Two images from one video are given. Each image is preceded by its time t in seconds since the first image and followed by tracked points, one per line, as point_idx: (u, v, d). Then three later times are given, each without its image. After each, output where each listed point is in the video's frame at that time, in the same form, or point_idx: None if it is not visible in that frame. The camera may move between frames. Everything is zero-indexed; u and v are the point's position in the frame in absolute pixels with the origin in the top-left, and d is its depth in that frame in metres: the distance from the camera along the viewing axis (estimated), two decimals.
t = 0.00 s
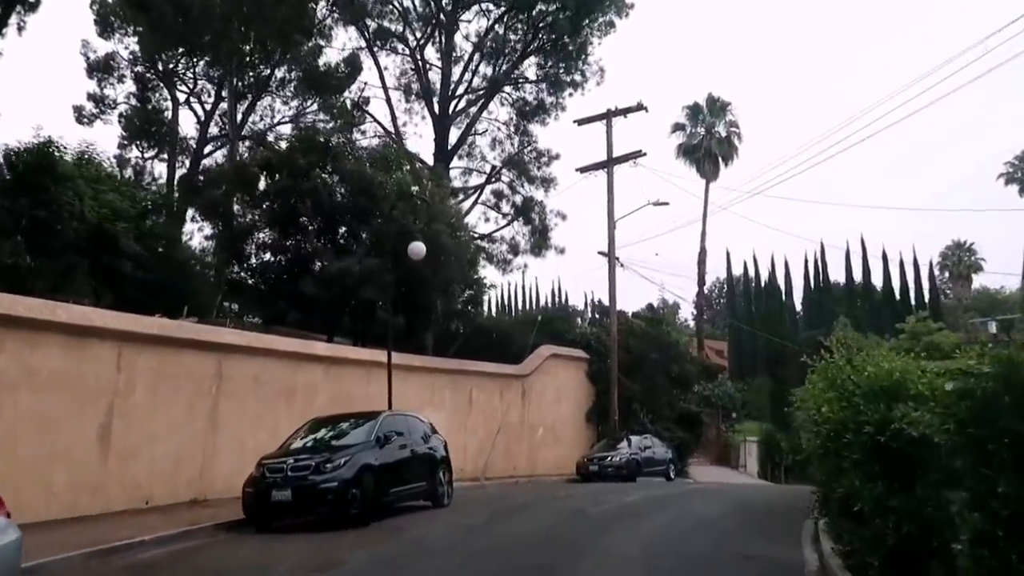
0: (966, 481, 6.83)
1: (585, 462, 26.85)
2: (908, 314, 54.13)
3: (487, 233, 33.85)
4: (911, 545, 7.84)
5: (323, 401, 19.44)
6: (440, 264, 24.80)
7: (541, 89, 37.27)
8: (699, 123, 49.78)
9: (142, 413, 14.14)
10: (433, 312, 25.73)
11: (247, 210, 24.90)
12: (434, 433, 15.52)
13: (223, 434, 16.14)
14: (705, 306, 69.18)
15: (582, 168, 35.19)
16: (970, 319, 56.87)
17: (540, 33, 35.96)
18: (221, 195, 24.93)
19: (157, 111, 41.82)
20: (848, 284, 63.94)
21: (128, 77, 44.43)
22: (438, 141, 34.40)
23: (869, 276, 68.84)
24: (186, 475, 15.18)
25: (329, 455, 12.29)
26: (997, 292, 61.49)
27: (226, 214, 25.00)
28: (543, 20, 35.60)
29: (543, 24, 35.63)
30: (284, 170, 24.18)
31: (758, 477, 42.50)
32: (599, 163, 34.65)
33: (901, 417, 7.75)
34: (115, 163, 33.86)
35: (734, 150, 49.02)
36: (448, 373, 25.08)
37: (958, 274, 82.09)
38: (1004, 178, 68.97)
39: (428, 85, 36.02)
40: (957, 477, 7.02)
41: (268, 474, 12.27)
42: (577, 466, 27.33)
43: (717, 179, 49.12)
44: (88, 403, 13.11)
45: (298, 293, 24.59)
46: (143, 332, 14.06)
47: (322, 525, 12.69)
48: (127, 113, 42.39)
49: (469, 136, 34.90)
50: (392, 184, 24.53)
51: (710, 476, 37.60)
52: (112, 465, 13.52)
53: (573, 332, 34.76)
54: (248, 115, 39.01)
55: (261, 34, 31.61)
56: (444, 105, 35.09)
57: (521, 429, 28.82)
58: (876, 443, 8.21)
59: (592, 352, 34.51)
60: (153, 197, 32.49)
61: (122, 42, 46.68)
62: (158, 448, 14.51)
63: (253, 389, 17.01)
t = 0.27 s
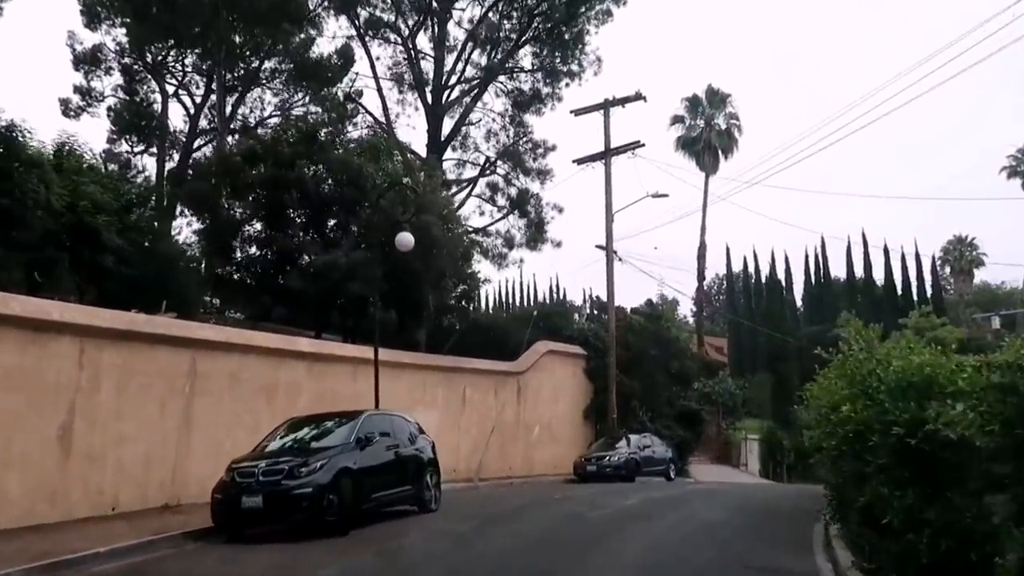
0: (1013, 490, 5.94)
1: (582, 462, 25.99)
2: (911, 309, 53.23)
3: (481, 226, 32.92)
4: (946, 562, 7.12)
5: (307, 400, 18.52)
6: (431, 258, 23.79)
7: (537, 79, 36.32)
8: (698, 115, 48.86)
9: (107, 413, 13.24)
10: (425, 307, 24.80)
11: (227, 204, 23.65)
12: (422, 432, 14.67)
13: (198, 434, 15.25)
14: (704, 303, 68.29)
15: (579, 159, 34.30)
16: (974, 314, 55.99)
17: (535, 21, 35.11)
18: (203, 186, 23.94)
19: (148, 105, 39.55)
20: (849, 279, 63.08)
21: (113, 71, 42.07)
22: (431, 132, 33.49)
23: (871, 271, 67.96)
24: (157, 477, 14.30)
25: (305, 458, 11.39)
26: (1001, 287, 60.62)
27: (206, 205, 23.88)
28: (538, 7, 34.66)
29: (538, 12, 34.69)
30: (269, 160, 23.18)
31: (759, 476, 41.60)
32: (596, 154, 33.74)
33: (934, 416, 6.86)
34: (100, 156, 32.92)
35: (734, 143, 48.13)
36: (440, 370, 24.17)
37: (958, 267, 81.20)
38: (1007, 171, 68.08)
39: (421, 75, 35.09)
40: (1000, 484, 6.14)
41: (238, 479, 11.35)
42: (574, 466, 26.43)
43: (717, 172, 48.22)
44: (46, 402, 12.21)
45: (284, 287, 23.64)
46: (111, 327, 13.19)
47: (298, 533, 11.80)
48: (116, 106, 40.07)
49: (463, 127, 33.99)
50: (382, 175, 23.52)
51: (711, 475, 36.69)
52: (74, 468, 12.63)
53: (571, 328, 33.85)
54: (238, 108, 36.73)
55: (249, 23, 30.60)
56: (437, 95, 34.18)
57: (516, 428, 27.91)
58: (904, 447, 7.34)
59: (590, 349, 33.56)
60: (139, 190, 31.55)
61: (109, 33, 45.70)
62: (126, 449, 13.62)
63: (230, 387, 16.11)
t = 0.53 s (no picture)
0: None
1: (579, 467, 25.13)
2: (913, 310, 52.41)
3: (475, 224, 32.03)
4: None
5: (289, 402, 17.63)
6: (422, 254, 22.79)
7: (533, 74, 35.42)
8: (698, 112, 48.02)
9: (67, 415, 12.38)
10: (415, 306, 23.88)
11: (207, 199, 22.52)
12: (407, 437, 13.78)
13: (169, 438, 14.37)
14: (704, 304, 67.42)
15: (576, 156, 33.44)
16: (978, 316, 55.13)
17: (530, 14, 34.27)
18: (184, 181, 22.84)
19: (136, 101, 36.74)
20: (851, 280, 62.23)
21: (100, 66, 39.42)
22: (424, 128, 32.62)
23: (872, 272, 67.12)
24: (124, 484, 13.44)
25: (276, 466, 10.49)
26: (1004, 288, 59.78)
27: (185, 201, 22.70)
28: None
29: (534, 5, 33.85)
30: (252, 152, 22.19)
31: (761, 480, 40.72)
32: (594, 151, 32.88)
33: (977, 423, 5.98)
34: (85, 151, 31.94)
35: (735, 141, 47.28)
36: (431, 372, 23.27)
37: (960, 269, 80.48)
38: (1009, 171, 67.31)
39: (415, 69, 34.22)
40: None
41: (203, 489, 10.46)
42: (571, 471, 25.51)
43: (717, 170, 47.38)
44: None
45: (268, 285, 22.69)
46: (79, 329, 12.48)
47: (270, 547, 10.91)
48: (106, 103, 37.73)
49: (457, 122, 33.14)
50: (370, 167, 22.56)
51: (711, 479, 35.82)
52: (28, 475, 11.75)
53: (568, 328, 32.94)
54: (227, 104, 34.28)
55: (238, 15, 29.64)
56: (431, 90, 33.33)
57: (511, 431, 27.00)
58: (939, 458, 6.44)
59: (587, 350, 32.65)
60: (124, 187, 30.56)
61: (98, 28, 44.79)
62: (88, 455, 12.75)
63: (205, 389, 15.22)
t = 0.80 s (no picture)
0: None
1: (575, 468, 24.24)
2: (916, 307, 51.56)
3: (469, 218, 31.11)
4: None
5: (268, 402, 16.74)
6: (412, 247, 21.89)
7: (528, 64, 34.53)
8: (697, 106, 47.16)
9: (19, 417, 11.54)
10: (404, 302, 22.92)
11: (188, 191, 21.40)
12: (389, 439, 12.91)
13: (136, 441, 13.51)
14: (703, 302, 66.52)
15: (573, 148, 32.58)
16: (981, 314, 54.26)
17: (525, 3, 33.42)
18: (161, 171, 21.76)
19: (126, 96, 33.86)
20: (852, 277, 61.39)
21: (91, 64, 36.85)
22: (417, 120, 31.73)
23: (874, 269, 66.26)
24: (85, 491, 12.58)
25: (241, 471, 9.62)
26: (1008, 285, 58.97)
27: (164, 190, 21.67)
28: None
29: None
30: (234, 140, 21.17)
31: (762, 480, 39.84)
32: (591, 143, 32.02)
33: None
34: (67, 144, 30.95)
35: (735, 135, 46.41)
36: (421, 369, 22.36)
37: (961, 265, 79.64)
38: (1012, 168, 66.48)
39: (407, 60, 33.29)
40: None
41: (159, 498, 9.57)
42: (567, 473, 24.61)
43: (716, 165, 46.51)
44: None
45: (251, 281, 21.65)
46: (52, 325, 11.88)
47: (234, 559, 10.02)
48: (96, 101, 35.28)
49: (450, 113, 32.25)
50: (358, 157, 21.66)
51: (711, 480, 34.94)
52: None
53: (565, 325, 32.05)
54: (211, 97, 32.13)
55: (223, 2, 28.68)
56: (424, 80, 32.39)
57: (505, 431, 26.10)
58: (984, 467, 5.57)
59: (584, 347, 31.73)
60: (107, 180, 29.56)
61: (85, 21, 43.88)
62: (44, 459, 11.91)
63: (175, 388, 14.35)
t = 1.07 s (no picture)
0: None
1: (572, 469, 23.37)
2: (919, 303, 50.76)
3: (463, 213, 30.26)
4: None
5: (247, 402, 15.90)
6: (401, 240, 21.02)
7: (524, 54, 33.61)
8: (696, 99, 46.33)
9: None
10: (393, 297, 22.08)
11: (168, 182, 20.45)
12: (371, 440, 12.08)
13: (100, 443, 12.69)
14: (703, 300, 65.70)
15: (569, 140, 31.73)
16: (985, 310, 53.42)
17: None
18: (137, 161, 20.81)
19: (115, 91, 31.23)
20: (854, 274, 60.55)
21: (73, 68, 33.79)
22: (409, 112, 30.90)
23: (876, 266, 65.43)
24: (42, 497, 11.77)
25: (201, 477, 8.82)
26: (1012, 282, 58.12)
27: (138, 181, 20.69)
28: None
29: None
30: (215, 129, 20.30)
31: (764, 481, 38.98)
32: (588, 135, 31.16)
33: None
34: (49, 136, 30.00)
35: (735, 128, 45.57)
36: (410, 367, 21.52)
37: (963, 261, 78.83)
38: (1016, 164, 65.68)
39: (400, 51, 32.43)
40: None
41: (111, 506, 8.74)
42: (563, 475, 23.78)
43: (716, 158, 45.69)
44: None
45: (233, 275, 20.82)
46: (12, 319, 11.22)
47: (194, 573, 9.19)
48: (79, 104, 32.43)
49: (444, 105, 31.39)
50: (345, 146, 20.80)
51: (712, 481, 34.09)
52: None
53: (561, 322, 31.18)
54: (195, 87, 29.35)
55: None
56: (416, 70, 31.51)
57: (499, 431, 25.27)
58: None
59: (581, 344, 30.87)
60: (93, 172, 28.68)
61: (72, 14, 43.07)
62: None
63: (145, 387, 13.55)
